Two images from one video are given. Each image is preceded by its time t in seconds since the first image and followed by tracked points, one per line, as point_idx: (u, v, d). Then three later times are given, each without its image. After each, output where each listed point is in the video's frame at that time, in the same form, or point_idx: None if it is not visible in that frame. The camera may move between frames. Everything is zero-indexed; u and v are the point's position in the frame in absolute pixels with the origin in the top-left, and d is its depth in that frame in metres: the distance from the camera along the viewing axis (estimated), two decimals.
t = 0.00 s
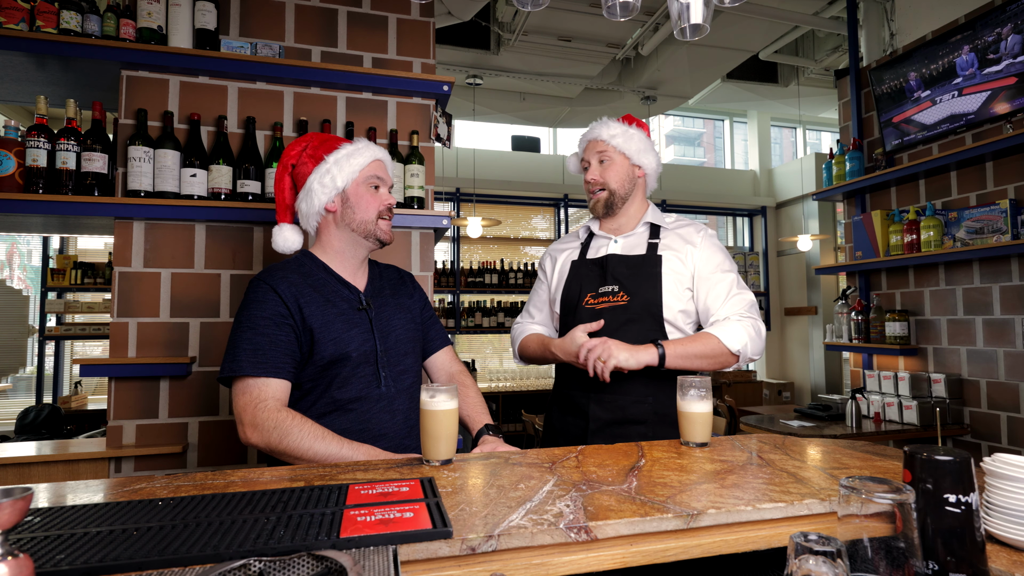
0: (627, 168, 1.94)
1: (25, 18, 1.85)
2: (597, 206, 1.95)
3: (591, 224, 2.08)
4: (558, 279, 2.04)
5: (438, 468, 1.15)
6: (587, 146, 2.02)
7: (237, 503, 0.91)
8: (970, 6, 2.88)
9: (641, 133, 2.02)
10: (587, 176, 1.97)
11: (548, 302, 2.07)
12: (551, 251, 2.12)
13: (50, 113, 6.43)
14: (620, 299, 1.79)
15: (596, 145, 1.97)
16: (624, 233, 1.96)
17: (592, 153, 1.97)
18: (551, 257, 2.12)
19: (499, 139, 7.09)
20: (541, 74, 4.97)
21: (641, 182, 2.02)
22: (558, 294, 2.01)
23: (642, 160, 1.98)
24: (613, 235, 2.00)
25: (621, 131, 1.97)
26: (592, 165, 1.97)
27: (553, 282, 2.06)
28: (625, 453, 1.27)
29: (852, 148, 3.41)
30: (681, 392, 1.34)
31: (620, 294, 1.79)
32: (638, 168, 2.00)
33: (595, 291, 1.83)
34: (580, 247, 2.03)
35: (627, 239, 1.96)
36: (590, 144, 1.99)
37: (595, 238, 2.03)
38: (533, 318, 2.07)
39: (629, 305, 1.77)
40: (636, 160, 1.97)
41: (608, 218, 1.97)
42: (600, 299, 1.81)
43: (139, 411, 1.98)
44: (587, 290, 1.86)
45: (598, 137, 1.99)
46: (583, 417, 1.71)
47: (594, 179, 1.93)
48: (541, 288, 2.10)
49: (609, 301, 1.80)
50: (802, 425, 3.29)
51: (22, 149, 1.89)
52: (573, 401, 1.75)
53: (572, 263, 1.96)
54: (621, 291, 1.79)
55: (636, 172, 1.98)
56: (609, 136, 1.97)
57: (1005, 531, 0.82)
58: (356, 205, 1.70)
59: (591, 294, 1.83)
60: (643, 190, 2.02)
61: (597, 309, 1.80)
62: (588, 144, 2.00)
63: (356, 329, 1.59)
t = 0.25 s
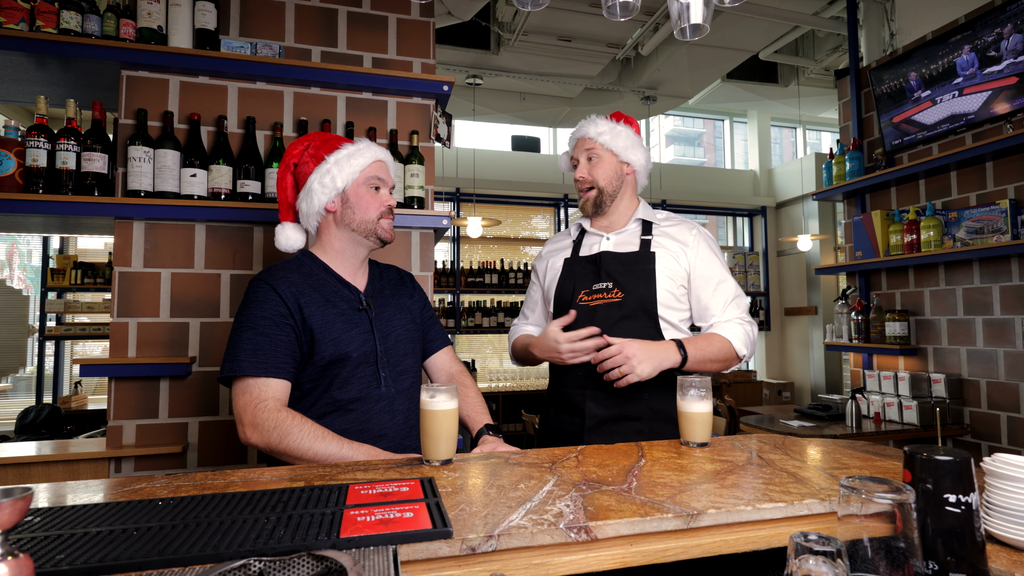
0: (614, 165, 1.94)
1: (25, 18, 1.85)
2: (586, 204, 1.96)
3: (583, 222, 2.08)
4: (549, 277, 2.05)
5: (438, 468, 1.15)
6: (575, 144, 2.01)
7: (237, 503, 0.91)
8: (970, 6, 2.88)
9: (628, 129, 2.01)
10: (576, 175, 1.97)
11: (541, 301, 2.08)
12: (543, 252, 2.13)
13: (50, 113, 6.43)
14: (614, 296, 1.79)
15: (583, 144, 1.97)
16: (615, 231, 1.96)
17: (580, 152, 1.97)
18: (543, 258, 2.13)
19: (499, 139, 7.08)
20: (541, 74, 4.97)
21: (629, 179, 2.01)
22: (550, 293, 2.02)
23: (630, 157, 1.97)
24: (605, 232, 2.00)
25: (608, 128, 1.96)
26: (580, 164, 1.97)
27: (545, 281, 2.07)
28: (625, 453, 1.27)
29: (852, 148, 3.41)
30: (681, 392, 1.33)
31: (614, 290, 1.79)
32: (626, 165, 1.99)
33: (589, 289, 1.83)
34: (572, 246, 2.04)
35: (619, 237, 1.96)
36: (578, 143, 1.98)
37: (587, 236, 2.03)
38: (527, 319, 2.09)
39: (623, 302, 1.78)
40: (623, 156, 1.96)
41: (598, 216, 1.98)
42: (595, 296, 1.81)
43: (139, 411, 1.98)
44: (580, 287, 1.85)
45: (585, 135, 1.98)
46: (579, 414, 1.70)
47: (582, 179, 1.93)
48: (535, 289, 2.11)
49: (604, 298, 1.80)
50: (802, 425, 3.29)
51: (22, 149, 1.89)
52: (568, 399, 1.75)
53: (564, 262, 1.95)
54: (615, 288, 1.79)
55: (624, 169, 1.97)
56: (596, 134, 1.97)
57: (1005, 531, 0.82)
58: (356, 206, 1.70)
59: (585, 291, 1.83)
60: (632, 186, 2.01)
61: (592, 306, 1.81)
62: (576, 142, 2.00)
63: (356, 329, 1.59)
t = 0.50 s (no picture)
0: (609, 166, 1.94)
1: (25, 18, 1.85)
2: (580, 203, 1.96)
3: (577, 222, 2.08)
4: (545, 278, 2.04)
5: (438, 468, 1.15)
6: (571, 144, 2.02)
7: (237, 503, 0.91)
8: (970, 6, 2.88)
9: (625, 130, 2.03)
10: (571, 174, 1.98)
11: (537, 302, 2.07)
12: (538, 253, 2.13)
13: (50, 113, 6.43)
14: (610, 296, 1.78)
15: (579, 143, 1.98)
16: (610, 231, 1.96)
17: (575, 151, 1.98)
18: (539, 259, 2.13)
19: (499, 139, 7.09)
20: (541, 74, 4.97)
21: (624, 180, 2.01)
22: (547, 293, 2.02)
23: (625, 157, 1.97)
24: (599, 233, 1.99)
25: (604, 128, 1.97)
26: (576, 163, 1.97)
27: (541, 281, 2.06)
28: (625, 453, 1.27)
29: (851, 148, 3.41)
30: (681, 392, 1.34)
31: (610, 291, 1.79)
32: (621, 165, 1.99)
33: (585, 289, 1.83)
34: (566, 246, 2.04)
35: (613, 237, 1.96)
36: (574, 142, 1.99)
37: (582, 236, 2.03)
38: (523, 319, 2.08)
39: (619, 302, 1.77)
40: (618, 157, 1.97)
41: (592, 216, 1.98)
42: (591, 296, 1.80)
43: (139, 411, 1.98)
44: (576, 287, 1.85)
45: (581, 135, 1.99)
46: (577, 415, 1.70)
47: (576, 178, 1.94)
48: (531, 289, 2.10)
49: (600, 298, 1.79)
50: (802, 425, 3.29)
51: (22, 149, 1.89)
52: (566, 400, 1.74)
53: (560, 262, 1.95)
54: (611, 288, 1.79)
55: (619, 169, 1.97)
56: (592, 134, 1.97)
57: (1005, 531, 0.82)
58: (355, 206, 1.70)
59: (581, 291, 1.83)
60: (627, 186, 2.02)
61: (588, 306, 1.80)
62: (572, 142, 2.01)
63: (356, 329, 1.59)
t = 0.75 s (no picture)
0: (605, 165, 1.94)
1: (25, 18, 1.85)
2: (576, 201, 1.96)
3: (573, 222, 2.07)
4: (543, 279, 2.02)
5: (438, 468, 1.15)
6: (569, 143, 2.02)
7: (237, 503, 0.91)
8: (970, 6, 2.88)
9: (622, 130, 2.02)
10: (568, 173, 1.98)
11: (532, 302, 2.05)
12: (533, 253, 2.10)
13: (50, 113, 6.43)
14: (608, 297, 1.78)
15: (577, 142, 1.98)
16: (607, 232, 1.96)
17: (572, 150, 1.98)
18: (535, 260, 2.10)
19: (499, 139, 7.08)
20: (541, 74, 4.96)
21: (621, 180, 2.01)
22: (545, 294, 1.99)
23: (622, 157, 1.97)
24: (597, 233, 1.99)
25: (601, 128, 1.97)
26: (573, 161, 1.97)
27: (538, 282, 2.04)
28: (625, 453, 1.27)
29: (851, 148, 3.41)
30: (681, 392, 1.34)
31: (609, 292, 1.78)
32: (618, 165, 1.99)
33: (583, 290, 1.82)
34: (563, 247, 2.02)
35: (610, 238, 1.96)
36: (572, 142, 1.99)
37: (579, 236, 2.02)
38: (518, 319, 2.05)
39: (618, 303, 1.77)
40: (615, 156, 1.96)
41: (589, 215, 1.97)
42: (589, 297, 1.80)
43: (139, 411, 1.98)
44: (574, 289, 1.85)
45: (578, 134, 1.99)
46: (577, 416, 1.70)
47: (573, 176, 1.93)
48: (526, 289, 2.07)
49: (598, 299, 1.79)
50: (802, 425, 3.29)
51: (22, 149, 1.89)
52: (565, 400, 1.74)
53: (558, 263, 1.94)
54: (609, 289, 1.78)
55: (616, 168, 1.97)
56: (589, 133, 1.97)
57: (1005, 531, 0.82)
58: (355, 206, 1.70)
59: (580, 293, 1.82)
60: (624, 186, 2.01)
61: (587, 308, 1.79)
62: (570, 141, 2.01)
63: (356, 328, 1.59)
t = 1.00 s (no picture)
0: (602, 160, 1.94)
1: (25, 18, 1.85)
2: (574, 198, 1.96)
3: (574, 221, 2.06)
4: (544, 279, 2.00)
5: (438, 468, 1.15)
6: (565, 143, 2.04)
7: (237, 503, 0.91)
8: (970, 6, 2.88)
9: (617, 128, 2.04)
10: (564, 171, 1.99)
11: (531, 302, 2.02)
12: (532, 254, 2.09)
13: (50, 113, 6.43)
14: (610, 298, 1.79)
15: (573, 142, 2.00)
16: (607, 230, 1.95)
17: (569, 151, 2.00)
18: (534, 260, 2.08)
19: (499, 139, 7.08)
20: (541, 74, 4.96)
21: (620, 176, 2.00)
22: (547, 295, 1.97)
23: (618, 153, 1.98)
24: (597, 231, 1.98)
25: (595, 127, 2.00)
26: (570, 160, 1.98)
27: (539, 282, 2.02)
28: (625, 453, 1.27)
29: (852, 148, 3.41)
30: (681, 392, 1.34)
31: (610, 293, 1.80)
32: (615, 162, 1.99)
33: (584, 291, 1.83)
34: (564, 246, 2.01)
35: (610, 236, 1.95)
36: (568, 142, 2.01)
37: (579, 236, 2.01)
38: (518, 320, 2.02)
39: (619, 303, 1.78)
40: (610, 153, 1.97)
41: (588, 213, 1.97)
42: (590, 298, 1.81)
43: (139, 411, 1.98)
44: (575, 289, 1.85)
45: (573, 134, 2.01)
46: (577, 416, 1.70)
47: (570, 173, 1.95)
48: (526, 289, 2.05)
49: (600, 300, 1.80)
50: (802, 425, 3.29)
51: (22, 149, 1.89)
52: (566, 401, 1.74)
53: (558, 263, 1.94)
54: (611, 290, 1.80)
55: (613, 165, 1.97)
56: (584, 132, 1.99)
57: (1005, 531, 0.82)
58: (350, 202, 1.70)
59: (581, 294, 1.83)
60: (622, 183, 2.01)
61: (588, 309, 1.80)
62: (566, 142, 2.03)
63: (358, 328, 1.59)
